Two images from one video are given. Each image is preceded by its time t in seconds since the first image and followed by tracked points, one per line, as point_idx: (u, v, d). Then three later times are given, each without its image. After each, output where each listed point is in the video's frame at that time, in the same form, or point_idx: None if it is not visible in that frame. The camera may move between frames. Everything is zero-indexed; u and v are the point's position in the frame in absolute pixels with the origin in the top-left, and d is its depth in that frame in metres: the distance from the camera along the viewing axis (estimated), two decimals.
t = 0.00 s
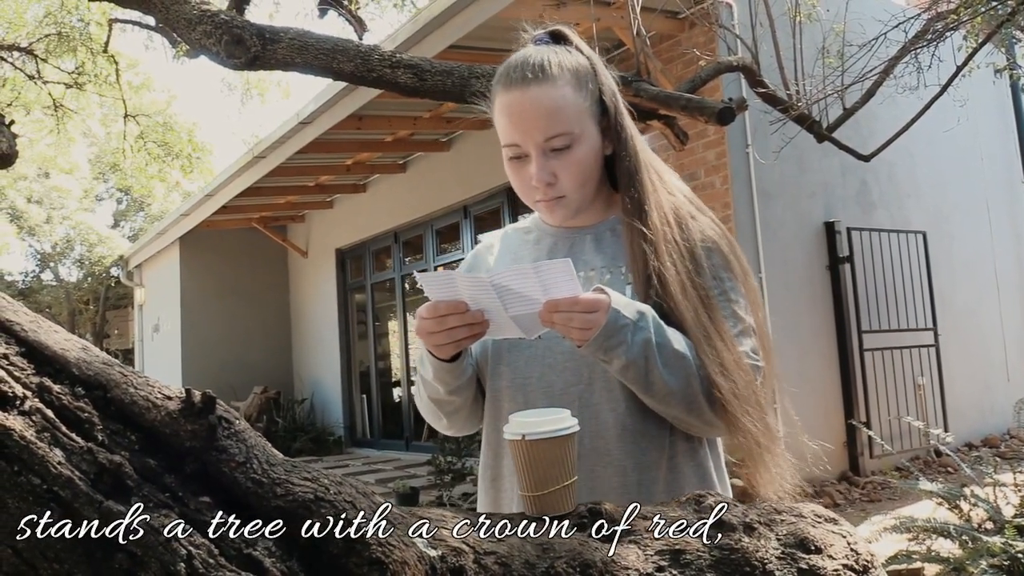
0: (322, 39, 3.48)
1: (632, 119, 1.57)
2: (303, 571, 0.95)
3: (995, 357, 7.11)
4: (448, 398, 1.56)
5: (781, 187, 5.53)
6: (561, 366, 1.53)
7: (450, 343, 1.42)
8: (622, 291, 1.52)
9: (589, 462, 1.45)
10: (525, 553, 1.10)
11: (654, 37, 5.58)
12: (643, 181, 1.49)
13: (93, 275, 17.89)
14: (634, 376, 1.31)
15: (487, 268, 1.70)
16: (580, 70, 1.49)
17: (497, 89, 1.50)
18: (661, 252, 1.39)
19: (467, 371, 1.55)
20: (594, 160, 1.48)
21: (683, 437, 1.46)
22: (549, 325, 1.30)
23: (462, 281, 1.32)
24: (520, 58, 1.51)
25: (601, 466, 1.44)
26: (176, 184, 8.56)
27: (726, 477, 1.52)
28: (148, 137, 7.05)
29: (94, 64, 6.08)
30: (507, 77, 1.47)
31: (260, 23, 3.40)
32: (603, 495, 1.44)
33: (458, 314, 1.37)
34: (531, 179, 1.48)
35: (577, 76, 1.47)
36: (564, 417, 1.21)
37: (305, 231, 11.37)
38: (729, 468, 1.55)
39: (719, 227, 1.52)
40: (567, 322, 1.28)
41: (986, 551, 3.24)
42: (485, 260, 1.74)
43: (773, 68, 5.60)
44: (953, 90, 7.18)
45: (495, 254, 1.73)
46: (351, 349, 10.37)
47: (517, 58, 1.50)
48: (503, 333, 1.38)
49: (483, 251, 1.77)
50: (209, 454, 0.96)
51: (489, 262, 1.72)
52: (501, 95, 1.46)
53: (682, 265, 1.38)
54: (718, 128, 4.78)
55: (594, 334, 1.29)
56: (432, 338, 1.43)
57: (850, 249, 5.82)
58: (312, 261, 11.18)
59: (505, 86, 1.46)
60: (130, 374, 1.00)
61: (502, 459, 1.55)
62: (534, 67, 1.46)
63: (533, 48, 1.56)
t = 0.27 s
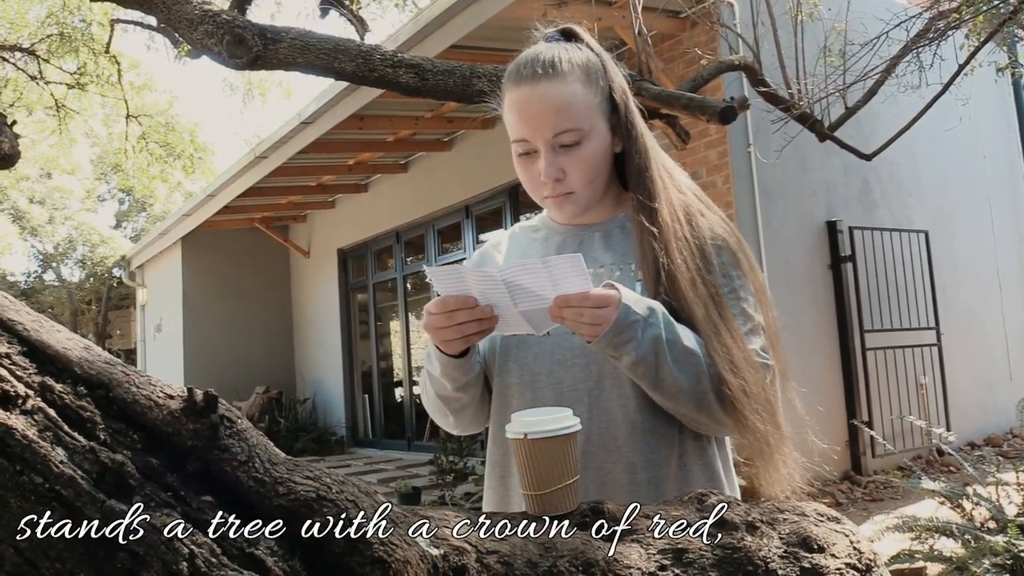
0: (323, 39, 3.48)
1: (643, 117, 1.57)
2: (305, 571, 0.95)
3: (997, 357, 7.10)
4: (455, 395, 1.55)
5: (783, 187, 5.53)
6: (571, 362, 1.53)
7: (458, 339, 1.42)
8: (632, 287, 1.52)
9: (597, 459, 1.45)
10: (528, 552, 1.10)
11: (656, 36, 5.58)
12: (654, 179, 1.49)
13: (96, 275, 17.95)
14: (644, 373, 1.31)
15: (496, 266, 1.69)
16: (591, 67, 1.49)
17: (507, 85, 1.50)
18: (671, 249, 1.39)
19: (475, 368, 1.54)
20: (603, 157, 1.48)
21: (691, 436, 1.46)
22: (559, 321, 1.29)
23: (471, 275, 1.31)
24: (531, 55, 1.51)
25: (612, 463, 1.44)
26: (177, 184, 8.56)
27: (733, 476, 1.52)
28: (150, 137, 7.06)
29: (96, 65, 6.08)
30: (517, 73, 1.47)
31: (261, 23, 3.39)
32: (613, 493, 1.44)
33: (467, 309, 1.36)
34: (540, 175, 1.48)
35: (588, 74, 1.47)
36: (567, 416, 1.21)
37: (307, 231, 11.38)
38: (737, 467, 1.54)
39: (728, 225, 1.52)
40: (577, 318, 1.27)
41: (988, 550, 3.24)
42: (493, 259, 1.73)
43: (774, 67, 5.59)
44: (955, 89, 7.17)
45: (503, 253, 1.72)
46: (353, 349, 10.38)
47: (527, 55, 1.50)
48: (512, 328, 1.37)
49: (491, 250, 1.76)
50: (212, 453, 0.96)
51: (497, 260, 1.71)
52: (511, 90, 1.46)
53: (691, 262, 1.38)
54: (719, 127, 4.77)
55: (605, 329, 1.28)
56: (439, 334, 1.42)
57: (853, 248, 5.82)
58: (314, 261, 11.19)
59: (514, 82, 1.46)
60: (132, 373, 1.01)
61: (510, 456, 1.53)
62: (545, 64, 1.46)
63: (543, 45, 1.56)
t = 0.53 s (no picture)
0: (324, 38, 3.48)
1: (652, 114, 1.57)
2: (308, 569, 0.95)
3: (1000, 355, 7.08)
4: (463, 392, 1.54)
5: (785, 185, 5.52)
6: (580, 359, 1.52)
7: (466, 334, 1.41)
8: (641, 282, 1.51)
9: (605, 456, 1.45)
10: (531, 551, 1.10)
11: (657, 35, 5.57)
12: (664, 175, 1.49)
13: (98, 276, 17.99)
14: (654, 369, 1.30)
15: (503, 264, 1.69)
16: (600, 63, 1.49)
17: (517, 80, 1.49)
18: (682, 244, 1.39)
19: (482, 365, 1.54)
20: (612, 152, 1.47)
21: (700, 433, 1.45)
22: (569, 315, 1.28)
23: (479, 269, 1.30)
24: (541, 50, 1.51)
25: (623, 459, 1.44)
26: (179, 184, 8.56)
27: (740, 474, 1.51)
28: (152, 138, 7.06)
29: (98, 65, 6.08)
30: (526, 67, 1.47)
31: (262, 23, 3.39)
32: (621, 490, 1.43)
33: (475, 304, 1.35)
34: (549, 170, 1.47)
35: (597, 69, 1.47)
36: (568, 416, 1.20)
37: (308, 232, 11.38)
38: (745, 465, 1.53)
39: (735, 222, 1.51)
40: (587, 313, 1.26)
41: (992, 548, 3.23)
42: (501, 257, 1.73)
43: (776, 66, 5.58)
44: (957, 87, 7.15)
45: (510, 251, 1.72)
46: (355, 349, 10.38)
47: (537, 50, 1.50)
48: (521, 324, 1.37)
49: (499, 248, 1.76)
50: (214, 452, 0.96)
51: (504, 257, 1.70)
52: (521, 84, 1.46)
53: (701, 257, 1.38)
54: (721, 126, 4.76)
55: (616, 324, 1.27)
56: (447, 330, 1.41)
57: (855, 246, 5.81)
58: (316, 261, 11.19)
59: (524, 76, 1.45)
60: (133, 372, 1.00)
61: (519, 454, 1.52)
62: (555, 58, 1.45)
63: (553, 41, 1.56)
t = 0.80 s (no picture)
0: (326, 38, 3.48)
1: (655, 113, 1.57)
2: (308, 570, 0.95)
3: (1002, 356, 7.07)
4: (466, 393, 1.54)
5: (787, 186, 5.51)
6: (584, 359, 1.52)
7: (470, 335, 1.41)
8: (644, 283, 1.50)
9: (608, 457, 1.45)
10: (532, 551, 1.09)
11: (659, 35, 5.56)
12: (668, 174, 1.49)
13: (100, 276, 18.05)
14: (658, 370, 1.29)
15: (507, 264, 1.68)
16: (603, 61, 1.48)
17: (519, 78, 1.49)
18: (687, 244, 1.39)
19: (485, 367, 1.53)
20: (615, 151, 1.47)
21: (703, 434, 1.45)
22: (573, 316, 1.27)
23: (483, 271, 1.29)
24: (544, 48, 1.51)
25: (627, 459, 1.44)
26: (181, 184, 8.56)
27: (743, 475, 1.51)
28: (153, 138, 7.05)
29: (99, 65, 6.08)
30: (529, 66, 1.46)
31: (264, 22, 3.39)
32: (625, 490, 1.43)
33: (478, 305, 1.35)
34: (551, 168, 1.47)
35: (600, 67, 1.47)
36: (570, 416, 1.20)
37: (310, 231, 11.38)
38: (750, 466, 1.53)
39: (739, 222, 1.51)
40: (590, 314, 1.25)
41: (993, 549, 3.22)
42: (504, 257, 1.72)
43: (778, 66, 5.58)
44: (959, 87, 7.15)
45: (514, 251, 1.72)
46: (356, 349, 10.38)
47: (540, 48, 1.50)
48: (524, 324, 1.37)
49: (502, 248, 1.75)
50: (214, 452, 0.96)
51: (507, 257, 1.70)
52: (524, 82, 1.45)
53: (706, 257, 1.37)
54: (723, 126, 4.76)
55: (619, 325, 1.26)
56: (450, 331, 1.41)
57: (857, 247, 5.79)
58: (317, 261, 11.19)
59: (526, 74, 1.45)
60: (133, 372, 1.00)
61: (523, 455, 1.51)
62: (558, 56, 1.45)
63: (556, 39, 1.56)
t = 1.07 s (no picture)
0: (326, 38, 3.48)
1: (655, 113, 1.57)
2: (308, 571, 0.95)
3: (1003, 356, 7.07)
4: (466, 394, 1.54)
5: (787, 186, 5.51)
6: (585, 360, 1.52)
7: (469, 335, 1.40)
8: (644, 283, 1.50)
9: (609, 457, 1.45)
10: (532, 552, 1.09)
11: (659, 35, 5.56)
12: (668, 173, 1.48)
13: (101, 276, 18.09)
14: (658, 369, 1.29)
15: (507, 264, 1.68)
16: (602, 61, 1.48)
17: (518, 77, 1.49)
18: (687, 243, 1.39)
19: (484, 368, 1.53)
20: (614, 150, 1.46)
21: (703, 435, 1.44)
22: (573, 317, 1.27)
23: (482, 272, 1.29)
24: (543, 48, 1.51)
25: (627, 460, 1.43)
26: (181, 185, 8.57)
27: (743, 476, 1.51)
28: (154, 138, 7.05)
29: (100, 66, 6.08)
30: (527, 65, 1.46)
31: (264, 23, 3.39)
32: (626, 491, 1.43)
33: (477, 306, 1.35)
34: (550, 167, 1.46)
35: (599, 66, 1.47)
36: (570, 416, 1.19)
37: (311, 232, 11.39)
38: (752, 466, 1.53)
39: (740, 222, 1.51)
40: (590, 315, 1.25)
41: (995, 549, 3.22)
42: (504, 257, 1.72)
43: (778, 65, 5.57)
44: (960, 87, 7.14)
45: (514, 251, 1.71)
46: (357, 349, 10.38)
47: (538, 48, 1.50)
48: (523, 325, 1.36)
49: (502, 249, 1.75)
50: (213, 453, 0.96)
51: (507, 258, 1.69)
52: (522, 82, 1.45)
53: (706, 256, 1.37)
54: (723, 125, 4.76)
55: (619, 325, 1.26)
56: (449, 333, 1.41)
57: (857, 247, 5.78)
58: (318, 261, 11.20)
59: (525, 74, 1.45)
60: (133, 373, 1.00)
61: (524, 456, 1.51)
62: (556, 55, 1.45)
63: (556, 39, 1.56)
